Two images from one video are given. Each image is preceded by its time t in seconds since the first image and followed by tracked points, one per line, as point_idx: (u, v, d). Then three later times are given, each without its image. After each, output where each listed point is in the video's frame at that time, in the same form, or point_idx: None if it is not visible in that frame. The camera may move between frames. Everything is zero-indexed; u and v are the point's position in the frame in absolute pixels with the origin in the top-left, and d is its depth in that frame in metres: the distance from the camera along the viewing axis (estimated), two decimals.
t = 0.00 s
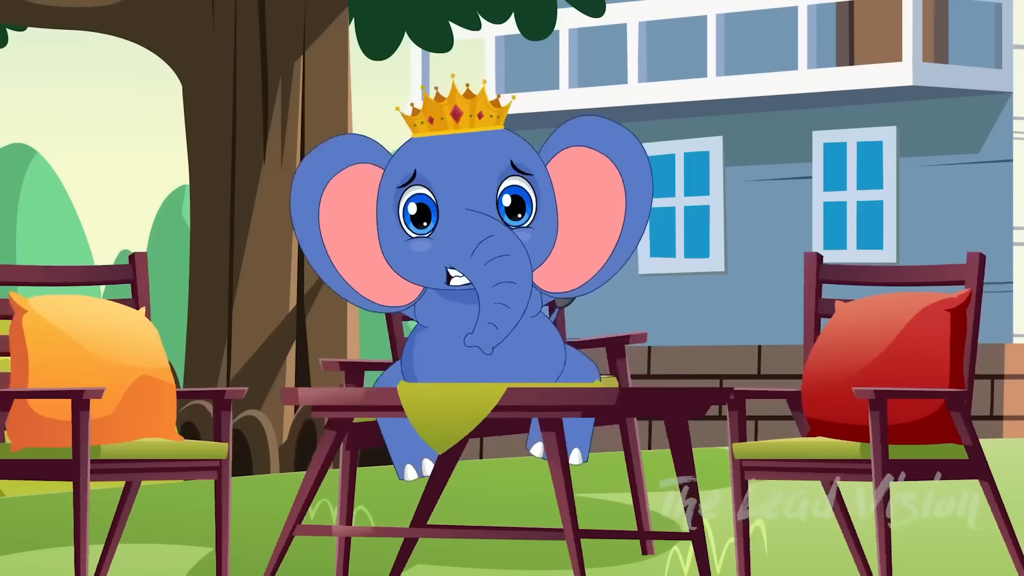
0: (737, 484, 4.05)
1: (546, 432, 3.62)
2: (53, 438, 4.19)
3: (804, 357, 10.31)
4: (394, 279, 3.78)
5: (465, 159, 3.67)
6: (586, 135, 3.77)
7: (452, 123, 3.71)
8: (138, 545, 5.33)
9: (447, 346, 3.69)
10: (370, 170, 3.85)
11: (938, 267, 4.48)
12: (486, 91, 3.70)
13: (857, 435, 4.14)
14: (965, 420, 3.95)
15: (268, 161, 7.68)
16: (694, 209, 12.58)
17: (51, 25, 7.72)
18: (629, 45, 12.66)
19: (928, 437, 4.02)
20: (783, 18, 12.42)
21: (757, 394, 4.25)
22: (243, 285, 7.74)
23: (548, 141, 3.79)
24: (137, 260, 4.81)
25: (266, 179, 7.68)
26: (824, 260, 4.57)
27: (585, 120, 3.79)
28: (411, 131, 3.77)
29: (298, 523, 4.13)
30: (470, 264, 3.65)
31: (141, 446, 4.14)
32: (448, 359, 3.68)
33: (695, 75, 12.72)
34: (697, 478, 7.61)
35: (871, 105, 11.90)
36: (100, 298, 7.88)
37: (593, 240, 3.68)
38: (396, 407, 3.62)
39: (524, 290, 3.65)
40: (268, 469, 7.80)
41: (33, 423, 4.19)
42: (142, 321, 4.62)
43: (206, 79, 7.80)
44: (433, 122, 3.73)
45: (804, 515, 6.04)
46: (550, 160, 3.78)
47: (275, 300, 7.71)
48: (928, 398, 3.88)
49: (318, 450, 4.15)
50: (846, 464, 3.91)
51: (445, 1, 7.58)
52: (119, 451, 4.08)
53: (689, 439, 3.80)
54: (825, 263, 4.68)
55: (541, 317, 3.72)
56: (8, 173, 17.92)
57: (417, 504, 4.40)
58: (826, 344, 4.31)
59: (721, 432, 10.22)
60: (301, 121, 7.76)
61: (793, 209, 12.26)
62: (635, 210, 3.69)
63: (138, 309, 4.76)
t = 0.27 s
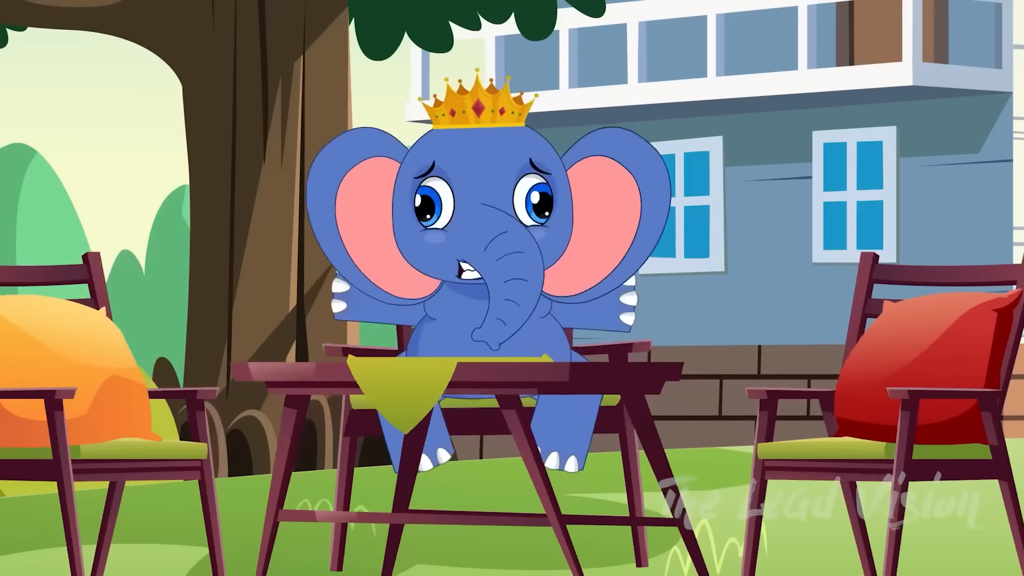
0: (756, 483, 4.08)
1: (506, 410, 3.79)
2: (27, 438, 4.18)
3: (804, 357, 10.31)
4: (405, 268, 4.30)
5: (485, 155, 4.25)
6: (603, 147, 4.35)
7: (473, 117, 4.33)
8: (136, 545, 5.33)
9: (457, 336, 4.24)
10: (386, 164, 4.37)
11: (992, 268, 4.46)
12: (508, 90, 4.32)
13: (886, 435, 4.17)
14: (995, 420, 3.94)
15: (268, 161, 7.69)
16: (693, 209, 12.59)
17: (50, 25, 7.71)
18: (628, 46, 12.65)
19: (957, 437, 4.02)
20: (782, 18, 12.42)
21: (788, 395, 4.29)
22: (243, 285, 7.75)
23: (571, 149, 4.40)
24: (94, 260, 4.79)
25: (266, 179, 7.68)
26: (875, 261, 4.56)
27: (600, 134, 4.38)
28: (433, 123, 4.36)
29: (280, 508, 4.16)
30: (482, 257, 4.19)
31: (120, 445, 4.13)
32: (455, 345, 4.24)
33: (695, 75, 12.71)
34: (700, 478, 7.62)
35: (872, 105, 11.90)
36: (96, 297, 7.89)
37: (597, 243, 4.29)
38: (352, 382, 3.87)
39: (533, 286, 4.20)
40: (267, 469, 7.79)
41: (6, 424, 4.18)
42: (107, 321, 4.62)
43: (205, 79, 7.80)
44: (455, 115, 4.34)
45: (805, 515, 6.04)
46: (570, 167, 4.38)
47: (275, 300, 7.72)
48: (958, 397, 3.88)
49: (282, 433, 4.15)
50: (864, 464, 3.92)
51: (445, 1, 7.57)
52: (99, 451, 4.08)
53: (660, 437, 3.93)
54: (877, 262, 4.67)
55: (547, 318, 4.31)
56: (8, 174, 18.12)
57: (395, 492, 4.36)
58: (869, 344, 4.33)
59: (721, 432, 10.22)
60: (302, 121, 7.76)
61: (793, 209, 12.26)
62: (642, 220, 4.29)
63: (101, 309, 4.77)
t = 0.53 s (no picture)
0: (751, 484, 4.08)
1: (525, 419, 3.76)
2: (39, 438, 4.18)
3: (804, 357, 10.31)
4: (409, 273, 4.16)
5: (496, 163, 4.08)
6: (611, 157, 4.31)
7: (487, 126, 4.14)
8: (137, 546, 5.33)
9: (458, 344, 4.10)
10: (398, 168, 4.20)
11: (976, 266, 4.46)
12: (523, 99, 4.14)
13: (877, 435, 4.16)
14: (986, 420, 3.95)
15: (268, 162, 7.69)
16: (694, 209, 12.59)
17: (51, 25, 7.71)
18: (628, 46, 12.66)
19: (949, 437, 4.02)
20: (782, 18, 12.42)
21: (778, 395, 4.29)
22: (244, 285, 7.75)
23: (582, 163, 4.32)
24: (118, 260, 4.80)
25: (265, 179, 7.68)
26: (857, 260, 4.57)
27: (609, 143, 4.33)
28: (446, 131, 4.16)
29: (289, 517, 4.16)
30: (489, 267, 4.02)
31: (133, 445, 4.14)
32: (454, 355, 4.10)
33: (695, 75, 12.71)
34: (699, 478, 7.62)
35: (871, 105, 11.90)
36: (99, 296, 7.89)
37: (607, 257, 4.23)
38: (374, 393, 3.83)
39: (539, 298, 4.04)
40: (268, 469, 7.79)
41: (21, 424, 4.18)
42: (124, 320, 4.62)
43: (205, 79, 7.80)
44: (469, 123, 4.14)
45: (805, 515, 6.04)
46: (581, 180, 4.31)
47: (275, 300, 7.72)
48: (949, 397, 3.88)
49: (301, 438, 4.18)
50: (858, 464, 3.91)
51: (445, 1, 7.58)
52: (110, 451, 4.08)
53: (672, 431, 3.92)
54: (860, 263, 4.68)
55: (551, 328, 4.19)
56: (8, 174, 17.97)
57: (406, 501, 4.44)
58: (855, 344, 4.33)
59: (720, 432, 10.21)
60: (302, 121, 7.76)
61: (794, 209, 12.26)
62: (653, 229, 4.25)
63: (121, 309, 4.77)
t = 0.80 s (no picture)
0: (735, 484, 4.07)
1: (546, 432, 3.73)
2: (52, 439, 4.18)
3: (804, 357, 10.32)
4: (396, 272, 4.00)
5: (483, 167, 3.93)
6: (593, 136, 4.01)
7: (471, 131, 3.98)
8: (139, 545, 5.33)
9: (451, 351, 3.91)
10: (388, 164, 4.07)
11: (940, 267, 4.46)
12: (506, 101, 3.98)
13: (857, 435, 4.16)
14: (966, 420, 3.94)
15: (268, 161, 7.69)
16: (694, 209, 12.59)
17: (52, 25, 7.71)
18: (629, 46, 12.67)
19: (929, 438, 4.02)
20: (783, 18, 12.42)
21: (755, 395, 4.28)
22: (244, 286, 7.75)
23: (555, 142, 4.04)
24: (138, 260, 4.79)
25: (266, 178, 7.69)
26: (823, 262, 4.56)
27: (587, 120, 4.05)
28: (431, 135, 4.02)
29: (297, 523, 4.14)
30: (480, 270, 3.89)
31: (143, 446, 4.14)
32: (451, 360, 3.90)
33: (696, 75, 12.72)
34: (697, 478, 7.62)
35: (872, 105, 11.90)
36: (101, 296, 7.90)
37: (600, 252, 3.95)
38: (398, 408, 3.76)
39: (531, 299, 3.90)
40: (268, 469, 7.80)
41: (34, 424, 4.18)
42: (141, 320, 4.61)
43: (206, 79, 7.80)
44: (452, 128, 3.99)
45: (804, 515, 6.04)
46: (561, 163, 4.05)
47: (275, 300, 7.72)
48: (928, 397, 3.88)
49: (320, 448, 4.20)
50: (842, 464, 3.92)
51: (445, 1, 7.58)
52: (119, 451, 4.09)
53: (688, 437, 3.89)
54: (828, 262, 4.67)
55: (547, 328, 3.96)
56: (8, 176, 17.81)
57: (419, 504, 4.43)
58: (825, 346, 4.32)
59: (720, 432, 10.22)
60: (302, 121, 7.77)
61: (793, 209, 12.26)
62: (642, 224, 3.96)
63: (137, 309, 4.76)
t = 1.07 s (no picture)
0: (753, 483, 4.07)
1: (512, 413, 3.73)
2: (31, 439, 4.18)
3: (804, 357, 10.32)
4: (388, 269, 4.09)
5: (471, 159, 4.05)
6: (581, 123, 4.13)
7: (458, 122, 4.09)
8: (139, 545, 5.33)
9: (449, 342, 4.03)
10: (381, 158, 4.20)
11: (986, 267, 4.45)
12: (490, 91, 4.08)
13: (882, 434, 4.16)
14: (992, 420, 3.94)
15: (268, 161, 7.69)
16: (694, 209, 12.59)
17: (51, 26, 7.71)
18: (628, 46, 12.67)
19: (954, 437, 4.01)
20: (782, 18, 12.41)
21: (785, 395, 4.28)
22: (243, 286, 7.74)
23: (541, 131, 4.17)
24: (102, 259, 4.80)
25: (266, 178, 7.69)
26: (869, 261, 4.57)
27: (576, 105, 4.18)
28: (417, 129, 4.13)
29: (283, 512, 4.14)
30: (473, 262, 3.99)
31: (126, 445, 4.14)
32: (450, 352, 4.02)
33: (695, 75, 12.71)
34: (699, 478, 7.62)
35: (872, 105, 11.89)
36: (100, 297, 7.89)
37: (592, 236, 4.08)
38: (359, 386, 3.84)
39: (526, 288, 4.00)
40: (268, 469, 7.80)
41: (14, 424, 4.17)
42: (112, 322, 4.63)
43: (205, 79, 7.79)
44: (439, 121, 4.10)
45: (805, 515, 6.04)
46: (547, 151, 4.16)
47: (275, 300, 7.72)
48: (955, 397, 3.87)
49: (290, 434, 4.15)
50: (861, 464, 3.92)
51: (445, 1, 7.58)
52: (103, 450, 4.08)
53: (663, 434, 3.90)
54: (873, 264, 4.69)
55: (541, 316, 4.08)
56: (8, 175, 17.97)
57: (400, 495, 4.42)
58: (867, 340, 4.34)
59: (720, 432, 10.22)
60: (302, 120, 7.77)
61: (793, 209, 12.26)
62: (632, 206, 4.08)
63: (107, 310, 4.78)
